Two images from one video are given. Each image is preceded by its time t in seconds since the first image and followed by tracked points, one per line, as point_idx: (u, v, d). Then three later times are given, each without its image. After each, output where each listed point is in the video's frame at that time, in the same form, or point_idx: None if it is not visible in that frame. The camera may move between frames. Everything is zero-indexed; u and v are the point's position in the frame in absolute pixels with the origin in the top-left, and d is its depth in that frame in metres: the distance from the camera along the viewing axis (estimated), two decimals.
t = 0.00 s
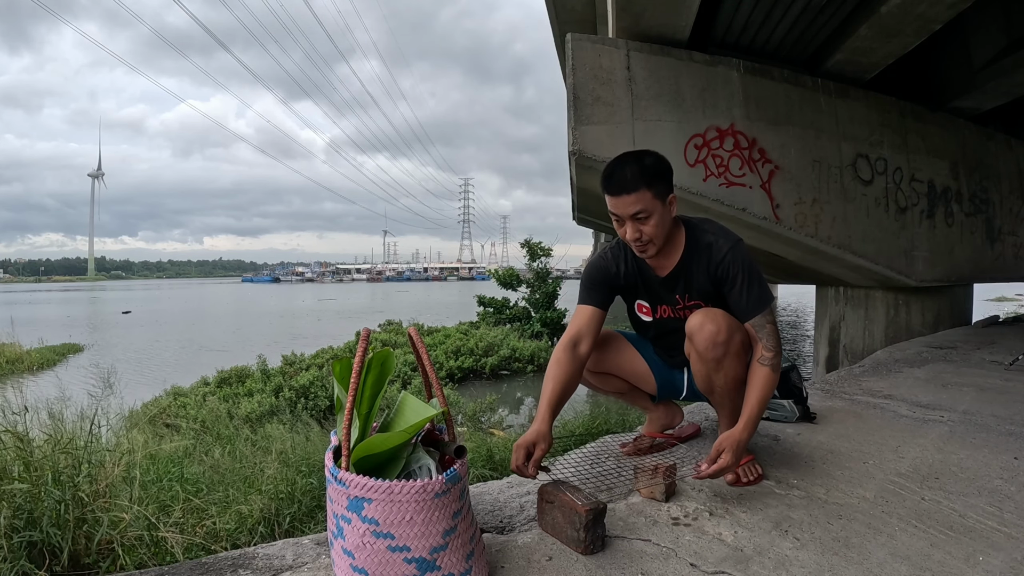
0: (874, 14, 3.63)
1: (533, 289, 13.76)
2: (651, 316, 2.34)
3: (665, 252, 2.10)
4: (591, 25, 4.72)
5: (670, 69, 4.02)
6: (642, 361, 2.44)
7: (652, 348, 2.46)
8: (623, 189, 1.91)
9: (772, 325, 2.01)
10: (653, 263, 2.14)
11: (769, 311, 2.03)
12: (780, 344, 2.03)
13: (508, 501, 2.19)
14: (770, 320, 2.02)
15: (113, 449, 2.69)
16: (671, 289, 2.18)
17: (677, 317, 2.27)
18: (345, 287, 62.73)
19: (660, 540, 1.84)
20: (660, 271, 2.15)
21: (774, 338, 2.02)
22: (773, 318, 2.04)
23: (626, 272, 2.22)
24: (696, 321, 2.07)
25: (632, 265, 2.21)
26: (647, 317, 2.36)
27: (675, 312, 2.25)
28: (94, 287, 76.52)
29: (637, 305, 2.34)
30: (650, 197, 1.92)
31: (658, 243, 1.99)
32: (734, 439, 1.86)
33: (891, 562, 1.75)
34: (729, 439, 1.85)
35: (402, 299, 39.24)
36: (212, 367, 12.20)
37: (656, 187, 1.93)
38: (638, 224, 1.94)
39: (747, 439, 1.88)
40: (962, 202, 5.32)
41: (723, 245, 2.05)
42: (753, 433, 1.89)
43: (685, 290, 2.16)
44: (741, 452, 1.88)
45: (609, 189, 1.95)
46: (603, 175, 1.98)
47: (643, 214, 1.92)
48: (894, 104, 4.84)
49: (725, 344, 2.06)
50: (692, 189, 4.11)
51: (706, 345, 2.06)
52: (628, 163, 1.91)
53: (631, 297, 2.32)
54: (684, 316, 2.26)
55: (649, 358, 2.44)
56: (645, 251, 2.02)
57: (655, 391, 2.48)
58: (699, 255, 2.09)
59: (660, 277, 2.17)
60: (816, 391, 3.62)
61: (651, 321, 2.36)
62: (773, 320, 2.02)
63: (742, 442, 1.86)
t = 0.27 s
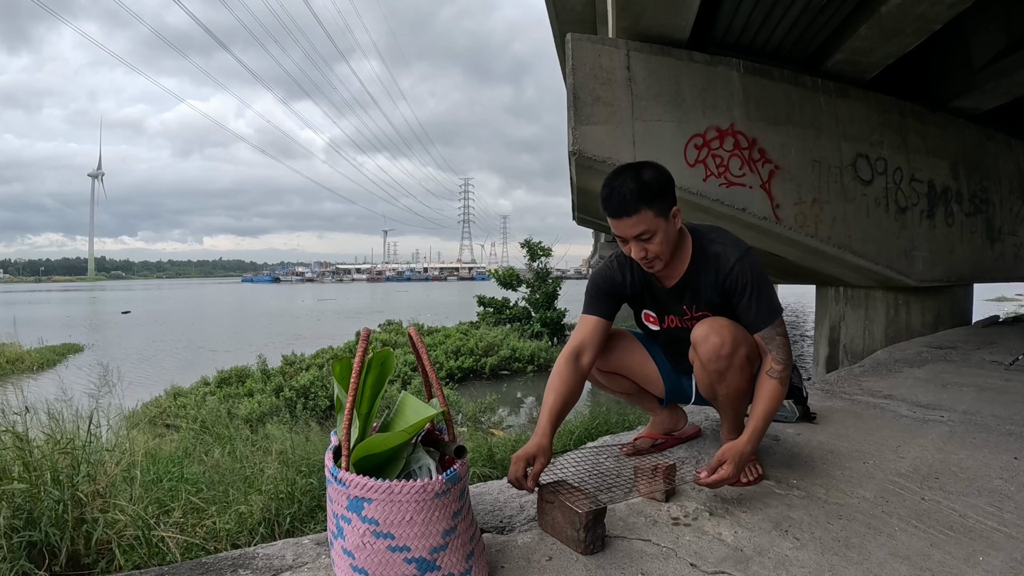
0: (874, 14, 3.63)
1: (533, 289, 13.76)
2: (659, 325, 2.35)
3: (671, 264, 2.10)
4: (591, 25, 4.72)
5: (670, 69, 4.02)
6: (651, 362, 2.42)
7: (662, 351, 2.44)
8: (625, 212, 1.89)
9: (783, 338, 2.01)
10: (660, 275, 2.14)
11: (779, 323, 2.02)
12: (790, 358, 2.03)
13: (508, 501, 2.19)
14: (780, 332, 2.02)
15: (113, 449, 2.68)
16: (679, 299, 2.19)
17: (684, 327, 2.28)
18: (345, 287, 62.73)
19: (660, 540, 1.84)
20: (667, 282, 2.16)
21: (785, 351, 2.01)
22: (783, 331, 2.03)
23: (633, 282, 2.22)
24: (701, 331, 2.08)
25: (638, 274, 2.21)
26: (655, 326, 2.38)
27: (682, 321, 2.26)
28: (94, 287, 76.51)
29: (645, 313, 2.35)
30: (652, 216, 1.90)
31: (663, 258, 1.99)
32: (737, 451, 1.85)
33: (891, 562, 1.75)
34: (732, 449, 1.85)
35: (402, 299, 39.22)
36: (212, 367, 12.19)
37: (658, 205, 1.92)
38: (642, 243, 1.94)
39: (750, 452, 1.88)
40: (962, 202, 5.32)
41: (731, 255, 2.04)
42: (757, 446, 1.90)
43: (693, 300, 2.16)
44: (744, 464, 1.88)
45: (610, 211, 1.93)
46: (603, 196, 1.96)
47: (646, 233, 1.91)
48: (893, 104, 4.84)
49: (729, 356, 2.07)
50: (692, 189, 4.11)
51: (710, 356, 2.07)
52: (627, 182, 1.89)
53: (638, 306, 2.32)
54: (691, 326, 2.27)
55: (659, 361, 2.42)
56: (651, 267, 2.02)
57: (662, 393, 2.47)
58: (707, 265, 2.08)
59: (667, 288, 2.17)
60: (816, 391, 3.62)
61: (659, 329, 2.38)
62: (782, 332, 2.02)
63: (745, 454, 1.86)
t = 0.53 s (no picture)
0: (874, 14, 3.63)
1: (533, 289, 13.76)
2: (662, 326, 2.36)
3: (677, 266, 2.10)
4: (590, 25, 4.72)
5: (670, 69, 4.02)
6: (655, 365, 2.41)
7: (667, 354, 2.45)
8: (631, 216, 1.89)
9: (789, 342, 2.03)
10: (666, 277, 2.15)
11: (785, 327, 2.04)
12: (795, 362, 2.04)
13: (508, 502, 2.19)
14: (786, 335, 2.04)
15: (113, 449, 2.68)
16: (684, 302, 2.19)
17: (688, 329, 2.29)
18: (345, 288, 62.74)
19: (660, 540, 1.84)
20: (672, 284, 2.16)
21: (791, 355, 2.02)
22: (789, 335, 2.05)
23: (638, 283, 2.22)
24: (706, 333, 2.08)
25: (643, 275, 2.20)
26: (658, 328, 2.38)
27: (686, 323, 2.26)
28: (94, 287, 76.53)
29: (649, 315, 2.35)
30: (658, 219, 1.90)
31: (669, 261, 1.99)
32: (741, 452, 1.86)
33: (891, 562, 1.75)
34: (737, 450, 1.86)
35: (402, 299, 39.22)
36: (212, 367, 12.19)
37: (663, 209, 1.91)
38: (648, 247, 1.94)
39: (753, 453, 1.89)
40: (962, 202, 5.32)
41: (738, 258, 2.05)
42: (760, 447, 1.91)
43: (698, 303, 2.17)
44: (748, 465, 1.89)
45: (615, 216, 1.92)
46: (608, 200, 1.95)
47: (652, 237, 1.91)
48: (893, 104, 4.84)
49: (733, 359, 2.06)
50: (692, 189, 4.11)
51: (714, 358, 2.07)
52: (633, 186, 1.88)
53: (641, 308, 2.32)
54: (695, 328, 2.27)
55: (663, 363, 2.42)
56: (657, 270, 2.02)
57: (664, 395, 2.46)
58: (714, 268, 2.09)
59: (672, 290, 2.18)
60: (816, 391, 3.62)
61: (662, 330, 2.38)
62: (788, 336, 2.04)
63: (748, 455, 1.87)
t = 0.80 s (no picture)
0: (874, 14, 3.63)
1: (533, 289, 13.76)
2: (664, 327, 2.36)
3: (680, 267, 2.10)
4: (590, 25, 4.72)
5: (670, 69, 4.02)
6: (658, 364, 2.41)
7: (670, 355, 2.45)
8: (634, 218, 1.88)
9: (791, 344, 2.03)
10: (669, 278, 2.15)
11: (786, 329, 2.04)
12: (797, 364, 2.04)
13: (508, 501, 2.19)
14: (788, 337, 2.04)
15: (113, 449, 2.68)
16: (686, 303, 2.19)
17: (689, 329, 2.30)
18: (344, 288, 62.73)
19: (660, 540, 1.84)
20: (674, 285, 2.16)
21: (793, 357, 2.02)
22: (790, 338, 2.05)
23: (640, 284, 2.22)
24: (708, 333, 2.07)
25: (645, 276, 2.21)
26: (660, 329, 2.38)
27: (688, 324, 2.27)
28: (94, 287, 76.48)
29: (650, 316, 2.35)
30: (661, 221, 1.90)
31: (673, 262, 1.99)
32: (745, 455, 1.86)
33: (892, 562, 1.75)
34: (741, 452, 1.85)
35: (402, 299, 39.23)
36: (212, 367, 12.19)
37: (666, 210, 1.91)
38: (651, 249, 1.94)
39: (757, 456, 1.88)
40: (962, 202, 5.32)
41: (741, 260, 2.06)
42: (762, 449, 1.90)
43: (700, 304, 2.17)
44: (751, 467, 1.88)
45: (618, 217, 1.92)
46: (610, 202, 1.95)
47: (655, 238, 1.91)
48: (893, 104, 4.84)
49: (735, 359, 2.06)
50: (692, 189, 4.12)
51: (715, 358, 2.07)
52: (635, 188, 1.88)
53: (643, 308, 2.32)
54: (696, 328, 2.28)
55: (666, 365, 2.42)
56: (660, 271, 2.02)
57: (667, 396, 2.45)
58: (716, 269, 2.09)
59: (674, 291, 2.18)
60: (816, 391, 3.62)
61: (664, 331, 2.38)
62: (790, 338, 2.04)
63: (751, 458, 1.87)
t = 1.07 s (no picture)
0: (874, 14, 3.63)
1: (533, 289, 13.75)
2: (665, 328, 2.36)
3: (680, 269, 2.10)
4: (590, 25, 4.72)
5: (670, 69, 4.02)
6: (660, 365, 2.41)
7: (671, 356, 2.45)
8: (634, 218, 1.89)
9: (793, 345, 2.01)
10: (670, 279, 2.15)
11: (787, 333, 2.03)
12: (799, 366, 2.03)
13: (508, 501, 2.19)
14: (791, 340, 2.02)
15: (112, 449, 2.68)
16: (686, 304, 2.20)
17: (689, 331, 2.30)
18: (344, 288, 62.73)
19: (660, 540, 1.84)
20: (674, 286, 2.16)
21: (795, 359, 2.02)
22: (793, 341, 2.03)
23: (640, 284, 2.24)
24: (708, 333, 2.07)
25: (645, 276, 2.22)
26: (660, 330, 2.38)
27: (688, 326, 2.27)
28: (94, 287, 76.49)
29: (651, 317, 2.36)
30: (661, 222, 1.90)
31: (671, 264, 1.99)
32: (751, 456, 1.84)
33: (891, 562, 1.75)
34: (748, 454, 1.83)
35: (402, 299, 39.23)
36: (211, 367, 12.19)
37: (666, 211, 1.91)
38: (650, 249, 1.94)
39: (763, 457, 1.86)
40: (962, 202, 5.32)
41: (741, 262, 2.05)
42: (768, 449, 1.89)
43: (700, 306, 2.17)
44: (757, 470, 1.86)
45: (618, 217, 1.93)
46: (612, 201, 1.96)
47: (654, 239, 1.91)
48: (893, 104, 4.84)
49: (735, 360, 2.06)
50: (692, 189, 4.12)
51: (715, 359, 2.06)
52: (637, 190, 1.88)
53: (644, 309, 2.34)
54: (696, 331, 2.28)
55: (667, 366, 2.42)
56: (659, 272, 2.02)
57: (667, 397, 2.45)
58: (716, 271, 2.09)
59: (674, 292, 2.19)
60: (816, 391, 3.62)
61: (664, 333, 2.38)
62: (792, 341, 2.02)
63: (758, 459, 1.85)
